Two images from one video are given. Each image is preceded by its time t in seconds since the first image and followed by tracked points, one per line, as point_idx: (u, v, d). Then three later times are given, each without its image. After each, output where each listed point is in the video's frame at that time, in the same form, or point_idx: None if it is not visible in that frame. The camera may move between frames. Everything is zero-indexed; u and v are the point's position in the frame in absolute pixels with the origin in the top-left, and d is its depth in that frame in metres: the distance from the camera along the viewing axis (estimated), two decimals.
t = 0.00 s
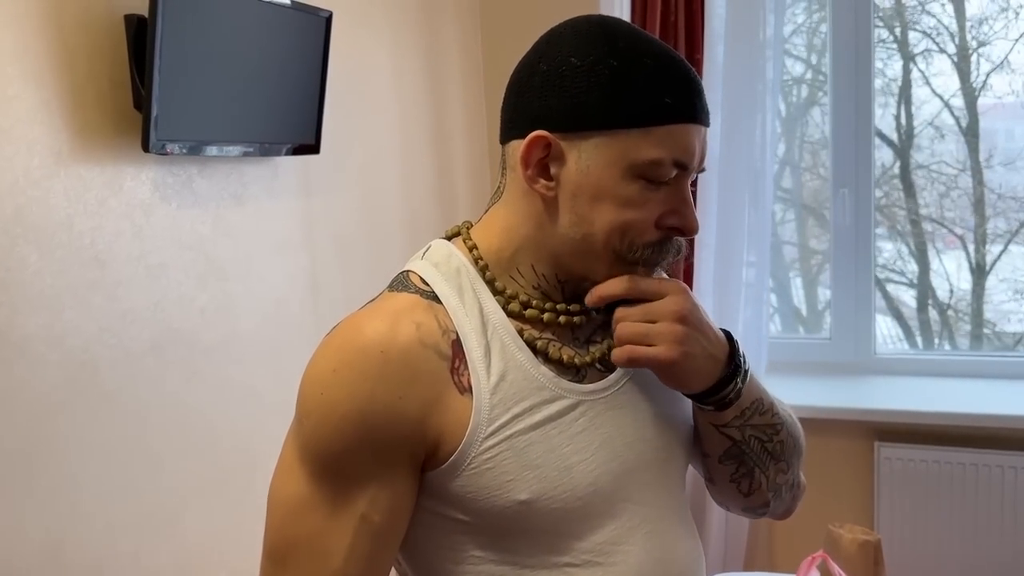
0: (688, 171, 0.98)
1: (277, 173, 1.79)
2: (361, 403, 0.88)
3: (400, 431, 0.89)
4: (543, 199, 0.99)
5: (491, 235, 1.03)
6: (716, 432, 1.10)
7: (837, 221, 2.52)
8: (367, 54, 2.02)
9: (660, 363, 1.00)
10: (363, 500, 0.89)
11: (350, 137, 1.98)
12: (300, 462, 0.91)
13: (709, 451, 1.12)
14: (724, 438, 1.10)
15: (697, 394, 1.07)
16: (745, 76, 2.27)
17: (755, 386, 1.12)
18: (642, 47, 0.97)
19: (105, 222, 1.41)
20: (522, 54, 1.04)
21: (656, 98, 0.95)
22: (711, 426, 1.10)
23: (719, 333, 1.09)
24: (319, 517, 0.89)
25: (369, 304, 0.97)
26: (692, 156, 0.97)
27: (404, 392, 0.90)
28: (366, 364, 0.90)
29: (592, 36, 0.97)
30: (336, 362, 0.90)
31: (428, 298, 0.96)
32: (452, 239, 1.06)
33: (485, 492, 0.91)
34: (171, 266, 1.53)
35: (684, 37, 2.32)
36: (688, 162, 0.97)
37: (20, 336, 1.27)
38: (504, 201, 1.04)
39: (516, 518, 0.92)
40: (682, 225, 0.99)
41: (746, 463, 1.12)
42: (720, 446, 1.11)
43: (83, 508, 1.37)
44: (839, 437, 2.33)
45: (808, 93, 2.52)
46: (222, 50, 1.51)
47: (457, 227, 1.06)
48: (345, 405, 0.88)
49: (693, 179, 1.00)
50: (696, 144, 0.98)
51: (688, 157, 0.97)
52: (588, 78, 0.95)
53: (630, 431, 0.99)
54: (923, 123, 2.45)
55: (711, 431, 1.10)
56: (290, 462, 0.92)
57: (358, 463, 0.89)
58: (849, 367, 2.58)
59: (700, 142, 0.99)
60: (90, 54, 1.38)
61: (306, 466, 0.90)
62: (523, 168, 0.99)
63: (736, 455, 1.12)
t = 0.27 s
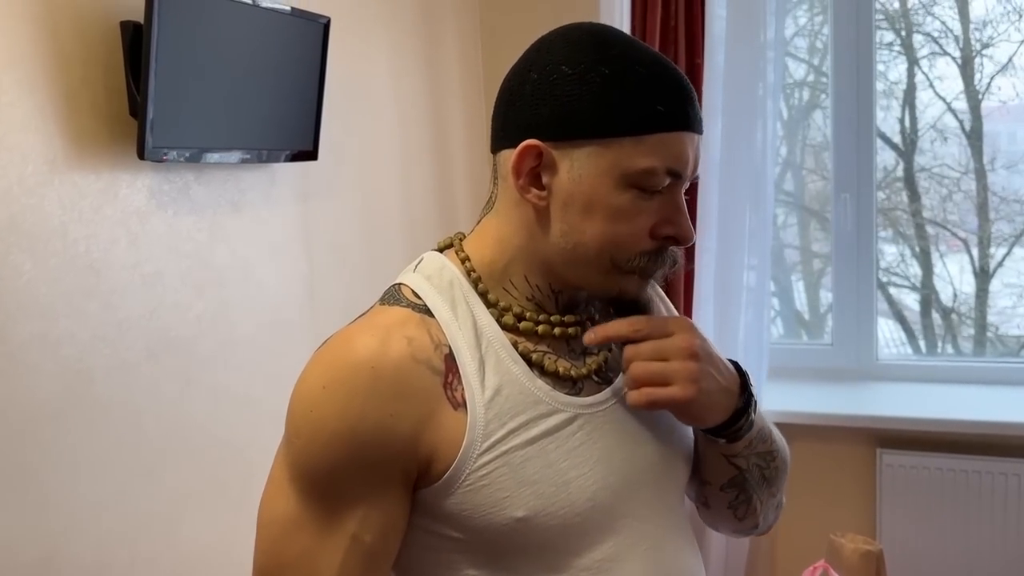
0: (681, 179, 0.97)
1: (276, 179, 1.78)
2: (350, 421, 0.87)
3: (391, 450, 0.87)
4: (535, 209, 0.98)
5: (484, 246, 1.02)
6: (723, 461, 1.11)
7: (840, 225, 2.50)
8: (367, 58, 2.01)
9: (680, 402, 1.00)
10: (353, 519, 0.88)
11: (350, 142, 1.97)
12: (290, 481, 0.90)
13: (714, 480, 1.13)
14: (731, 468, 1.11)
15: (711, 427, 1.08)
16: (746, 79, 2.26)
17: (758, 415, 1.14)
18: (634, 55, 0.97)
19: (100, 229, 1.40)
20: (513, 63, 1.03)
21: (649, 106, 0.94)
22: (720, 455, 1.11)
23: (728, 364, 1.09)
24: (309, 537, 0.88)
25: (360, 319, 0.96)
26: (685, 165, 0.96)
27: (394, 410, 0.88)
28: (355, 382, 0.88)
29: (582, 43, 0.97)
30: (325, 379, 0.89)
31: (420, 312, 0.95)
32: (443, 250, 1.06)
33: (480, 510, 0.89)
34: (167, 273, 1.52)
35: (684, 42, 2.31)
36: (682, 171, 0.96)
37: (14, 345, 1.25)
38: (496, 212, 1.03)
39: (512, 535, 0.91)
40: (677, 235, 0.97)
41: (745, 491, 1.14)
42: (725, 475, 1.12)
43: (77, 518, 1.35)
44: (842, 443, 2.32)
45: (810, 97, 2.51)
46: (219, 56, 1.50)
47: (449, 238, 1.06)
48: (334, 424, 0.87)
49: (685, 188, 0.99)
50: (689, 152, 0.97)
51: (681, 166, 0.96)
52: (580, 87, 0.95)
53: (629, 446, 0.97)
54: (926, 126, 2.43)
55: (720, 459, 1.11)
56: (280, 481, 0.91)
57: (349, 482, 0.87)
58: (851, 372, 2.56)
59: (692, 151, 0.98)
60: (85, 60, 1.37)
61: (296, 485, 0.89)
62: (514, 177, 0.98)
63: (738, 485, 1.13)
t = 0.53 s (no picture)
0: (661, 187, 0.95)
1: (271, 180, 1.76)
2: (322, 431, 0.86)
3: (365, 459, 0.86)
4: (510, 213, 0.96)
5: (463, 250, 1.01)
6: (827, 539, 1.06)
7: (841, 225, 2.48)
8: (364, 58, 2.00)
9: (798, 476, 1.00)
10: (329, 531, 0.86)
11: (346, 142, 1.96)
12: (265, 493, 0.88)
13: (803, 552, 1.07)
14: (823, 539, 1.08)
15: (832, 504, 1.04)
16: (747, 78, 2.23)
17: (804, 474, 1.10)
18: (612, 57, 0.95)
19: (91, 231, 1.38)
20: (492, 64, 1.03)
21: (624, 111, 0.92)
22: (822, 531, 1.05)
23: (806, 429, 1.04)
24: (285, 550, 0.87)
25: (336, 328, 0.95)
26: (664, 172, 0.94)
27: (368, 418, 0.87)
28: (328, 391, 0.87)
29: (558, 44, 0.96)
30: (298, 389, 0.88)
31: (396, 319, 0.94)
32: (424, 254, 1.04)
33: (459, 519, 0.88)
34: (160, 275, 1.51)
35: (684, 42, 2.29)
36: (660, 178, 0.94)
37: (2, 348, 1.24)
38: (473, 216, 1.02)
39: (493, 544, 0.89)
40: (654, 244, 0.96)
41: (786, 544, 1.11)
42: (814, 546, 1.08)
43: (68, 523, 1.34)
44: (844, 445, 2.30)
45: (811, 97, 2.49)
46: (213, 56, 1.48)
47: (428, 243, 1.05)
48: (305, 434, 0.86)
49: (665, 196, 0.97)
50: (668, 159, 0.95)
51: (659, 173, 0.94)
52: (553, 89, 0.94)
53: (615, 452, 0.96)
54: (928, 125, 2.41)
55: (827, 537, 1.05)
56: (257, 493, 0.90)
57: (323, 493, 0.86)
58: (852, 374, 2.54)
59: (672, 157, 0.96)
60: (76, 60, 1.35)
61: (271, 497, 0.88)
62: (489, 181, 0.97)
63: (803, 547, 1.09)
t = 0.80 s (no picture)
0: (635, 179, 0.93)
1: (266, 179, 1.75)
2: (301, 435, 0.85)
3: (345, 466, 0.85)
4: (483, 215, 0.96)
5: (448, 252, 1.01)
6: None
7: (843, 224, 2.47)
8: (361, 55, 1.98)
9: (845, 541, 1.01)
10: (305, 538, 0.85)
11: (343, 140, 1.94)
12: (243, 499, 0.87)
13: None
14: None
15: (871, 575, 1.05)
16: (746, 76, 2.22)
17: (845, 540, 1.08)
18: (574, 44, 0.93)
19: (84, 230, 1.37)
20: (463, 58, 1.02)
21: (584, 104, 0.90)
22: None
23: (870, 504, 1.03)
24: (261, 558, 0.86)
25: (319, 333, 0.94)
26: (635, 163, 0.92)
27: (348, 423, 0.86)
28: (309, 396, 0.86)
29: (519, 37, 0.94)
30: (279, 394, 0.87)
31: (380, 323, 0.94)
32: (414, 255, 1.04)
33: (441, 528, 0.87)
34: (153, 275, 1.49)
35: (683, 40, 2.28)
36: (631, 170, 0.92)
37: None
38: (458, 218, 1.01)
39: (476, 554, 0.88)
40: (632, 239, 0.93)
41: None
42: None
43: (60, 524, 1.33)
44: (845, 445, 2.29)
45: (813, 95, 2.48)
46: (208, 54, 1.47)
47: (418, 243, 1.05)
48: (285, 439, 0.85)
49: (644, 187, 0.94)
50: (641, 149, 0.92)
51: (630, 165, 0.92)
52: (514, 85, 0.93)
53: (602, 460, 0.94)
54: (930, 123, 2.40)
55: None
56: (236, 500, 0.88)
57: (300, 500, 0.85)
58: (853, 373, 2.53)
59: (645, 147, 0.93)
60: (68, 57, 1.34)
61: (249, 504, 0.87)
62: (459, 185, 0.97)
63: None
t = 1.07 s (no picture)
0: (638, 187, 0.90)
1: (266, 175, 1.75)
2: (309, 441, 0.84)
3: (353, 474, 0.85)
4: (485, 215, 0.96)
5: (458, 248, 1.00)
6: None
7: (844, 220, 2.46)
8: (360, 51, 1.98)
9: None
10: (312, 545, 0.85)
11: (343, 136, 1.94)
12: (250, 504, 0.87)
13: None
14: None
15: None
16: (748, 72, 2.21)
17: None
18: (575, 47, 0.90)
19: (83, 226, 1.37)
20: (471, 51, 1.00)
21: (580, 112, 0.88)
22: None
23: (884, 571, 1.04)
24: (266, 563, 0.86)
25: (326, 335, 0.94)
26: (638, 172, 0.90)
27: (356, 431, 0.86)
28: (317, 402, 0.86)
29: (521, 37, 0.93)
30: (287, 400, 0.87)
31: (392, 326, 0.93)
32: (426, 249, 1.04)
33: (449, 525, 0.88)
34: (153, 271, 1.49)
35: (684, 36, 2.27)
36: (633, 179, 0.90)
37: None
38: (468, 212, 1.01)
39: (483, 550, 0.89)
40: (632, 248, 0.92)
41: None
42: None
43: (60, 521, 1.32)
44: (846, 441, 2.28)
45: (814, 91, 2.47)
46: (207, 50, 1.47)
47: (431, 236, 1.04)
48: (293, 445, 0.85)
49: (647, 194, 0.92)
50: (643, 157, 0.90)
51: (631, 175, 0.89)
52: (513, 87, 0.91)
53: (611, 459, 0.95)
54: (931, 120, 2.39)
55: None
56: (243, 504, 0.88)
57: (308, 506, 0.85)
58: (855, 370, 2.52)
59: (648, 153, 0.90)
60: (66, 53, 1.33)
61: (255, 509, 0.86)
62: (461, 184, 0.96)
63: None
